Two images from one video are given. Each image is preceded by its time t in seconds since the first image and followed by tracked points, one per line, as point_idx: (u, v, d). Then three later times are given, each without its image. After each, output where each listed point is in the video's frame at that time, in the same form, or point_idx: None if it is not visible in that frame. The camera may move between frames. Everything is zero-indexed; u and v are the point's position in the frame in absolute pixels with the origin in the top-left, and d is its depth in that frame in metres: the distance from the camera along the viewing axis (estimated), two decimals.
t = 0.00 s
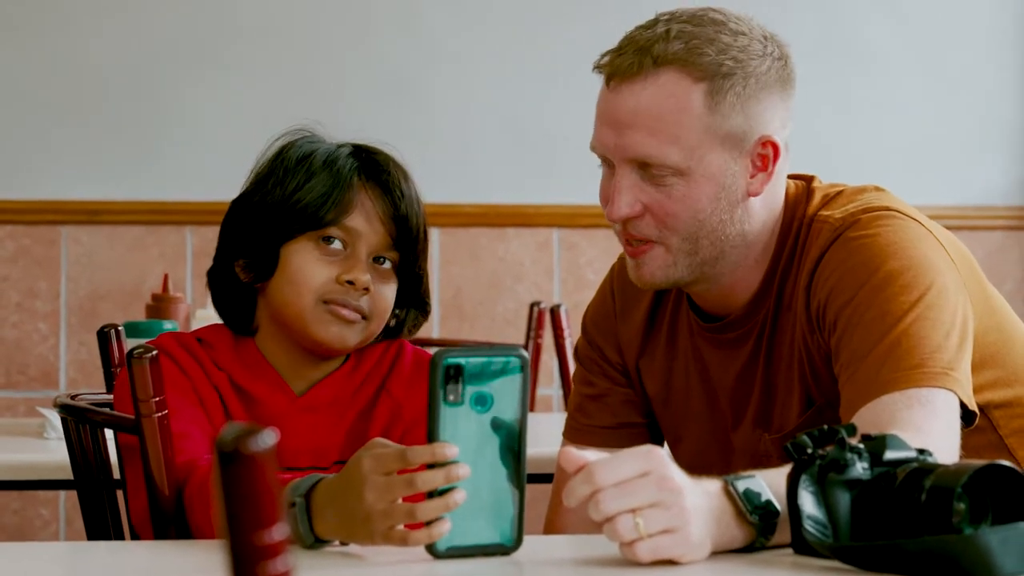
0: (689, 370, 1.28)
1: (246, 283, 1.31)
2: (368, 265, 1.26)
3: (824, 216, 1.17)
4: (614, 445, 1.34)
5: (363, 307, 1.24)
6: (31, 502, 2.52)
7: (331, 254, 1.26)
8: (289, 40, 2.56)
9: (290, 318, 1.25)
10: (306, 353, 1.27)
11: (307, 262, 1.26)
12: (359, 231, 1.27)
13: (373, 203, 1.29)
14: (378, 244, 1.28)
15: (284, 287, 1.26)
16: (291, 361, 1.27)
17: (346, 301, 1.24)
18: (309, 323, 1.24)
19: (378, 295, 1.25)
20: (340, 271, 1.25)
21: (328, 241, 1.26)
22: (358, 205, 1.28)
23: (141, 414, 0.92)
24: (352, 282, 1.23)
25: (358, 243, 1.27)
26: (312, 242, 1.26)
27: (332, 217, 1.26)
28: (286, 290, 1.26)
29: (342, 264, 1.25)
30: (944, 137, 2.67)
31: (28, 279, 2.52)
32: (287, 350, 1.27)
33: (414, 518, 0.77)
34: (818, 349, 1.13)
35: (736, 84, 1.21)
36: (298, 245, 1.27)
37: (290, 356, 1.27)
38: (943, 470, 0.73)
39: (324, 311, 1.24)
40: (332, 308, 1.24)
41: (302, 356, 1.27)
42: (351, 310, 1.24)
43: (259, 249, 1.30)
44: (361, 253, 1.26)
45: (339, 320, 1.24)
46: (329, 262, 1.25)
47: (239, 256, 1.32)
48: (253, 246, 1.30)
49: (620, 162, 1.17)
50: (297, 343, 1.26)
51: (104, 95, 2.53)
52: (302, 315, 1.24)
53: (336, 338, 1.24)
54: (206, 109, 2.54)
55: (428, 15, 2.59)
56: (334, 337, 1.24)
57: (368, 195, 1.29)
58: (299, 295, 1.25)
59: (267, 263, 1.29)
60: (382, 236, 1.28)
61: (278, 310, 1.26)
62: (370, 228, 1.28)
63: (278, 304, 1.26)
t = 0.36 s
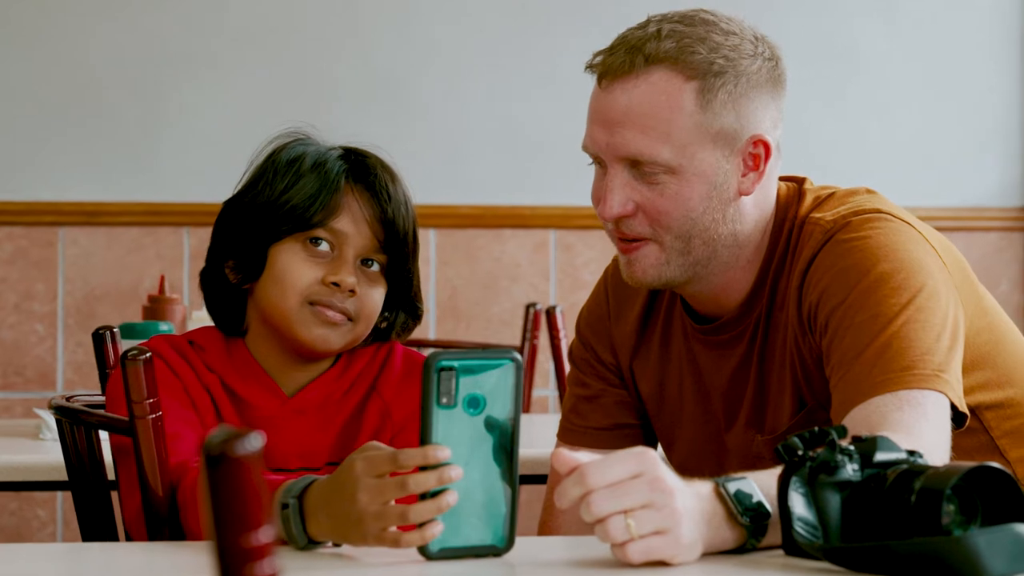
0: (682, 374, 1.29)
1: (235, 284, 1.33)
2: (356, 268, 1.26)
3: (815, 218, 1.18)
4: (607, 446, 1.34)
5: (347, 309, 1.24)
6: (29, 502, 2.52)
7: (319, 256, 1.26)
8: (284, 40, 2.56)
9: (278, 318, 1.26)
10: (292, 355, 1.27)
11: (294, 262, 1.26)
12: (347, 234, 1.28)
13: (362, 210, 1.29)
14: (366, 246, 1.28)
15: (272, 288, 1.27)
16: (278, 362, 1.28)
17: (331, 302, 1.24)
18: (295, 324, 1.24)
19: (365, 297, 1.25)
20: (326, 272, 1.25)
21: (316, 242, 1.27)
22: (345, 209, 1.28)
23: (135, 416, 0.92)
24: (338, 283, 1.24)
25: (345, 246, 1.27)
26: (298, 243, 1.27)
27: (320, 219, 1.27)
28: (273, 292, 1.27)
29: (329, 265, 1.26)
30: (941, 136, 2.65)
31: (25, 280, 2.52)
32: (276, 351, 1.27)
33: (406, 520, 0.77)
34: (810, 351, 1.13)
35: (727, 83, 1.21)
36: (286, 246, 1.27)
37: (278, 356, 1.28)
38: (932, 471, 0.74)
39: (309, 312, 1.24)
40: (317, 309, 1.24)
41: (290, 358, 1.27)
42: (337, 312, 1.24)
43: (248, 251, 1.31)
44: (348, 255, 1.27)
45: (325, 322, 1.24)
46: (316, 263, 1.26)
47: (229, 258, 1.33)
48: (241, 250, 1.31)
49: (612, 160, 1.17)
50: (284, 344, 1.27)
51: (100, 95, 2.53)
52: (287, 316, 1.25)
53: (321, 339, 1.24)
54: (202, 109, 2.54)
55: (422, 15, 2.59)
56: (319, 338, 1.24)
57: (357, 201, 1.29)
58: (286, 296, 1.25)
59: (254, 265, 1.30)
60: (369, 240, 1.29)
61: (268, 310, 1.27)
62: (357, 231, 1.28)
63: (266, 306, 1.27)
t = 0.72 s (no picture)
0: (670, 377, 1.29)
1: (222, 282, 1.33)
2: (344, 264, 1.27)
3: (804, 221, 1.18)
4: (598, 448, 1.34)
5: (333, 304, 1.25)
6: (23, 503, 2.52)
7: (306, 252, 1.27)
8: (279, 39, 2.50)
9: (264, 316, 1.26)
10: (280, 353, 1.27)
11: (282, 258, 1.27)
12: (335, 230, 1.28)
13: (350, 202, 1.30)
14: (355, 243, 1.29)
15: (259, 286, 1.28)
16: (264, 361, 1.28)
17: (319, 297, 1.25)
18: (280, 321, 1.25)
19: (353, 293, 1.26)
20: (314, 268, 1.26)
21: (303, 238, 1.28)
22: (333, 205, 1.29)
23: (124, 417, 0.92)
24: (325, 279, 1.24)
25: (333, 242, 1.28)
26: (287, 239, 1.28)
27: (308, 215, 1.27)
28: (260, 288, 1.27)
29: (317, 261, 1.27)
30: (936, 136, 2.66)
31: (20, 281, 2.49)
32: (264, 351, 1.28)
33: (392, 521, 0.78)
34: (798, 353, 1.14)
35: (713, 91, 1.21)
36: (274, 242, 1.28)
37: (265, 355, 1.28)
38: (918, 473, 0.74)
39: (294, 309, 1.25)
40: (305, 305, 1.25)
41: (277, 356, 1.28)
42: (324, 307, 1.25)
43: (235, 248, 1.31)
44: (336, 252, 1.27)
45: (312, 318, 1.25)
46: (305, 259, 1.27)
47: (217, 256, 1.33)
48: (228, 247, 1.32)
49: (601, 171, 1.17)
50: (272, 343, 1.27)
51: (97, 99, 2.48)
52: (274, 313, 1.26)
53: (308, 336, 1.25)
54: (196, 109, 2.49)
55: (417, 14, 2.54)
56: (304, 336, 1.25)
57: (344, 195, 1.30)
58: (272, 292, 1.26)
59: (241, 261, 1.31)
60: (358, 235, 1.29)
61: (255, 307, 1.27)
62: (346, 227, 1.29)
63: (253, 304, 1.28)
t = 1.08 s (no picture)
0: (663, 377, 1.29)
1: (221, 280, 1.33)
2: (341, 259, 1.28)
3: (798, 221, 1.18)
4: (590, 448, 1.35)
5: (330, 300, 1.25)
6: (22, 503, 2.51)
7: (304, 248, 1.27)
8: (278, 41, 2.51)
9: (262, 314, 1.26)
10: (277, 351, 1.28)
11: (280, 254, 1.27)
12: (332, 226, 1.28)
13: (346, 200, 1.30)
14: (353, 238, 1.29)
15: (257, 282, 1.28)
16: (259, 359, 1.28)
17: (317, 292, 1.25)
18: (278, 318, 1.25)
19: (350, 289, 1.26)
20: (312, 263, 1.26)
21: (300, 234, 1.28)
22: (330, 201, 1.29)
23: (118, 418, 0.92)
24: (323, 274, 1.25)
25: (330, 238, 1.28)
26: (284, 236, 1.28)
27: (304, 211, 1.28)
28: (259, 286, 1.28)
29: (314, 257, 1.27)
30: (933, 135, 2.66)
31: (19, 281, 2.47)
32: (260, 349, 1.28)
33: (385, 521, 0.78)
34: (791, 352, 1.14)
35: (705, 93, 1.21)
36: (272, 238, 1.28)
37: (262, 354, 1.28)
38: (908, 472, 0.74)
39: (292, 306, 1.26)
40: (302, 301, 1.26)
41: (273, 354, 1.28)
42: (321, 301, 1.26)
43: (233, 245, 1.31)
44: (333, 247, 1.28)
45: (309, 314, 1.25)
46: (302, 255, 1.27)
47: (214, 254, 1.33)
48: (227, 244, 1.32)
49: (595, 176, 1.17)
50: (269, 341, 1.27)
51: (95, 97, 2.47)
52: (271, 311, 1.26)
53: (304, 333, 1.25)
54: (195, 109, 2.49)
55: (418, 15, 2.54)
56: (302, 333, 1.25)
57: (340, 188, 1.30)
58: (272, 288, 1.27)
59: (239, 258, 1.31)
60: (355, 232, 1.30)
61: (252, 304, 1.28)
62: (343, 223, 1.29)
63: (250, 301, 1.28)
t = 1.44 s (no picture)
0: (676, 376, 1.29)
1: (235, 284, 1.33)
2: (357, 263, 1.28)
3: (810, 221, 1.18)
4: (605, 447, 1.35)
5: (349, 304, 1.26)
6: (41, 503, 2.52)
7: (319, 253, 1.27)
8: (294, 42, 2.50)
9: (279, 319, 1.27)
10: (295, 353, 1.28)
11: (296, 261, 1.27)
12: (347, 230, 1.28)
13: (358, 198, 1.30)
14: (367, 242, 1.29)
15: (274, 290, 1.28)
16: (276, 361, 1.29)
17: (334, 298, 1.25)
18: (297, 323, 1.26)
19: (366, 292, 1.26)
20: (329, 269, 1.26)
21: (314, 240, 1.28)
22: (344, 205, 1.29)
23: (132, 417, 0.93)
24: (340, 280, 1.25)
25: (345, 241, 1.28)
26: (299, 242, 1.28)
27: (319, 216, 1.28)
28: (277, 293, 1.27)
29: (330, 262, 1.27)
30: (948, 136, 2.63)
31: (37, 282, 2.46)
32: (277, 351, 1.29)
33: (396, 520, 0.78)
34: (805, 353, 1.14)
35: (718, 86, 1.20)
36: (286, 245, 1.28)
37: (280, 356, 1.29)
38: (919, 473, 0.74)
39: (311, 312, 1.26)
40: (319, 308, 1.26)
41: (291, 355, 1.28)
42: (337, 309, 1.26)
43: (247, 250, 1.31)
44: (349, 251, 1.28)
45: (327, 320, 1.26)
46: (318, 261, 1.27)
47: (229, 258, 1.34)
48: (240, 248, 1.32)
49: (620, 178, 1.14)
50: (287, 345, 1.28)
51: (114, 99, 2.46)
52: (290, 317, 1.26)
53: (322, 338, 1.26)
54: (213, 108, 2.48)
55: (433, 16, 2.53)
56: (322, 338, 1.26)
57: (355, 193, 1.31)
58: (289, 295, 1.26)
59: (255, 263, 1.31)
60: (369, 234, 1.30)
61: (268, 308, 1.28)
62: (357, 226, 1.29)
63: (268, 306, 1.28)
